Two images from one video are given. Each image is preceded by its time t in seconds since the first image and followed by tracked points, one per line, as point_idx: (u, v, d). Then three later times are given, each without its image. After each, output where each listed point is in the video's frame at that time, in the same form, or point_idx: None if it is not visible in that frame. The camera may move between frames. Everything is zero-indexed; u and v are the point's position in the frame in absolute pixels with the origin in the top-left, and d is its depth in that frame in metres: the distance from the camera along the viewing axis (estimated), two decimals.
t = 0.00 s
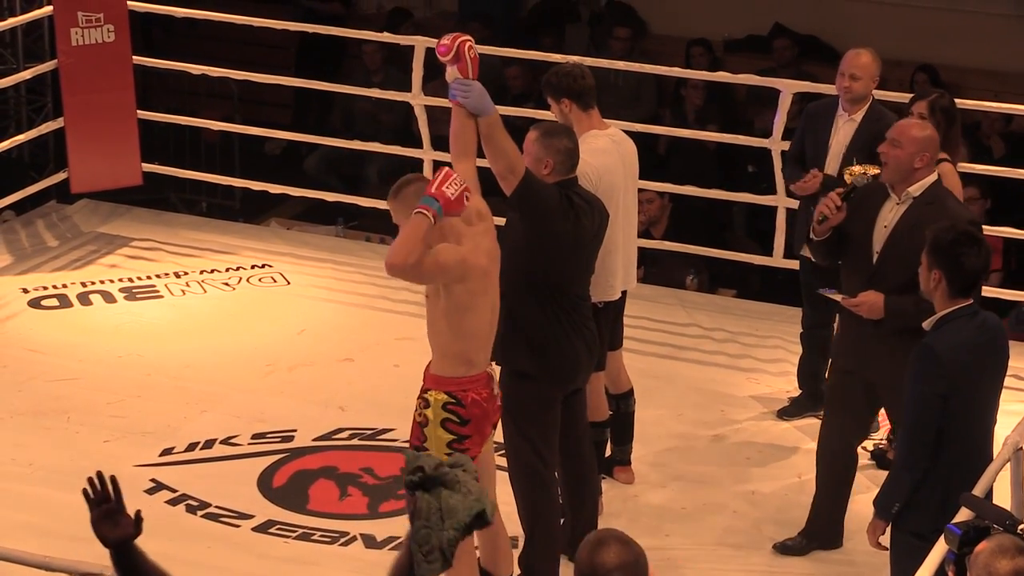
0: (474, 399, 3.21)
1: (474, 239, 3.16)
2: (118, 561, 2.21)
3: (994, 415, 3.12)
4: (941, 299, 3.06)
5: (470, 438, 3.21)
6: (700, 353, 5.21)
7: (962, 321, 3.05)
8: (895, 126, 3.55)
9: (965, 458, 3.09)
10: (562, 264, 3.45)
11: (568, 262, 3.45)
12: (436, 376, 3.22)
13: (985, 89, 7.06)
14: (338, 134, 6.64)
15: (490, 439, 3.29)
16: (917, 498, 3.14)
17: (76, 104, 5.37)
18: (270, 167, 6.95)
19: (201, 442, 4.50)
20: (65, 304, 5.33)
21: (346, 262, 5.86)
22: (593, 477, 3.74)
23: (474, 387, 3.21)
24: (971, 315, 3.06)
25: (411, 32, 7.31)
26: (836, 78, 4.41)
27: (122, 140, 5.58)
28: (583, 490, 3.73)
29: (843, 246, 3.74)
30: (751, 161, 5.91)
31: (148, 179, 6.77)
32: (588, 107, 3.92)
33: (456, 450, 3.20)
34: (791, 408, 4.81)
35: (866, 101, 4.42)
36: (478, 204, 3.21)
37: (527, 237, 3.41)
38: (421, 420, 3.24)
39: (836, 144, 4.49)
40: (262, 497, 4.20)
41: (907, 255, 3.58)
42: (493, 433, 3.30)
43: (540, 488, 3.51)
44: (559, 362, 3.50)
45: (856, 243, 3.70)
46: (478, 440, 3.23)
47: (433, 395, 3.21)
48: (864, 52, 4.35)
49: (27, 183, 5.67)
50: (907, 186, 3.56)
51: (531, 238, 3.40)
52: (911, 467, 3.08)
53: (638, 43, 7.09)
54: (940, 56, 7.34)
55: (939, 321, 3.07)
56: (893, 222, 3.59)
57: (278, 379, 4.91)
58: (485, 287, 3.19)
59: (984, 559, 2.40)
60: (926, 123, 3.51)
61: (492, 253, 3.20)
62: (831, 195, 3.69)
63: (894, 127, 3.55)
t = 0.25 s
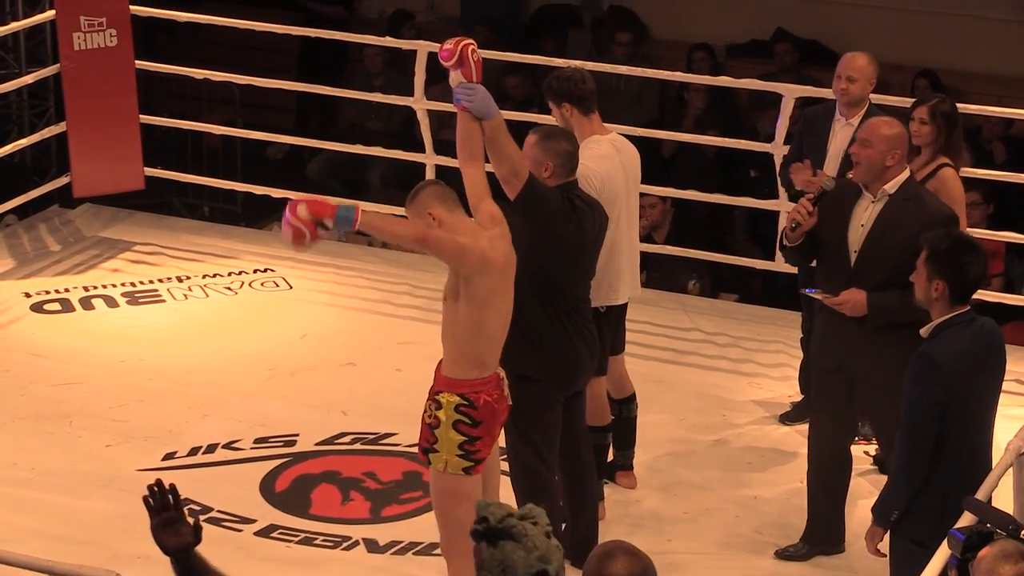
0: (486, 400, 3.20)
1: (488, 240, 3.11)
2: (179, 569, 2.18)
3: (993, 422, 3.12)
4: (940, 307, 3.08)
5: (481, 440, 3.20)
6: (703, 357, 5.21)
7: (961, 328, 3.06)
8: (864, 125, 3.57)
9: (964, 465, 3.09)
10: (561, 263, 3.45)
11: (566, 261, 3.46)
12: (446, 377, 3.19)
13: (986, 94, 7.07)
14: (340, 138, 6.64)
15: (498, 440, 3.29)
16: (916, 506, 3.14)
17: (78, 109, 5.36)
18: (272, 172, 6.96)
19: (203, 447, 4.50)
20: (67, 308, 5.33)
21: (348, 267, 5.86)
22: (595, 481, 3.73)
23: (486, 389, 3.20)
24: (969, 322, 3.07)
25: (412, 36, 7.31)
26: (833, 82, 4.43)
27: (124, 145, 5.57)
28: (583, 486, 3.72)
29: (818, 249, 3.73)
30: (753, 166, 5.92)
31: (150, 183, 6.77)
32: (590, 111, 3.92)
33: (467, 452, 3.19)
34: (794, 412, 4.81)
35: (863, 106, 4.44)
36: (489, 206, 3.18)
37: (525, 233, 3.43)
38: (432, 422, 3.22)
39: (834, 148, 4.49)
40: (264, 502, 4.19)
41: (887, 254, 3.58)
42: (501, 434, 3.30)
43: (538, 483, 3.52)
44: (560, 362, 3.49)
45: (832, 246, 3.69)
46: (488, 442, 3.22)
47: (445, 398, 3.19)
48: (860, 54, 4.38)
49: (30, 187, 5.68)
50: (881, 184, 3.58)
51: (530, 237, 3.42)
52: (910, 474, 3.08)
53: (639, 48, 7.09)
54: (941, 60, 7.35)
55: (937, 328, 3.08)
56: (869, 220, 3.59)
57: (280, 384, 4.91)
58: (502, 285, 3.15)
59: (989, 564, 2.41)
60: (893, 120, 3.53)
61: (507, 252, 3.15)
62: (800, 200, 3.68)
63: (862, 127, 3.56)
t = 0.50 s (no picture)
0: (485, 404, 3.20)
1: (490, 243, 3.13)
2: None
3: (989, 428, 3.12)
4: (934, 315, 3.08)
5: (480, 443, 3.20)
6: (704, 360, 5.21)
7: (955, 335, 3.06)
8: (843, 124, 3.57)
9: (962, 470, 3.09)
10: (562, 263, 3.45)
11: (567, 261, 3.45)
12: (446, 380, 3.19)
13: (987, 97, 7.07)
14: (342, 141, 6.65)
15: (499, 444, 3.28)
16: (914, 513, 3.14)
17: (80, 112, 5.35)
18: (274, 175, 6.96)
19: (205, 450, 4.50)
20: (69, 311, 5.33)
21: (349, 270, 5.86)
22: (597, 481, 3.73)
23: (486, 392, 3.20)
24: (963, 328, 3.08)
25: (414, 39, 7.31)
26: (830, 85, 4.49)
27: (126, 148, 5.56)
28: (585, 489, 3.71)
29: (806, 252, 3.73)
30: (755, 170, 5.91)
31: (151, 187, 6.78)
32: (591, 115, 3.93)
33: (466, 454, 3.19)
34: (795, 415, 4.81)
35: (860, 110, 4.48)
36: (496, 211, 3.21)
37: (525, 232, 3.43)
38: (431, 424, 3.22)
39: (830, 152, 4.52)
40: (265, 505, 4.19)
41: (874, 253, 3.58)
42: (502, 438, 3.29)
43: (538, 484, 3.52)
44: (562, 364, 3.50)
45: (818, 248, 3.69)
46: (488, 445, 3.22)
47: (444, 400, 3.20)
48: (855, 59, 4.44)
49: (31, 190, 5.68)
50: (866, 183, 3.58)
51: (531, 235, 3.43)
52: (908, 483, 3.07)
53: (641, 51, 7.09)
54: (942, 64, 7.35)
55: (931, 335, 3.08)
56: (856, 220, 3.59)
57: (282, 387, 4.91)
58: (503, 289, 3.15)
59: (990, 567, 2.41)
60: (873, 119, 3.53)
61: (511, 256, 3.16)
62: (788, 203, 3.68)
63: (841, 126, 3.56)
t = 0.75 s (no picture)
0: (475, 406, 3.15)
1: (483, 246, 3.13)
2: None
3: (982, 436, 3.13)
4: (922, 323, 3.09)
5: (470, 445, 3.15)
6: (704, 363, 5.20)
7: (944, 343, 3.07)
8: (827, 126, 3.59)
9: (957, 479, 3.09)
10: (562, 262, 3.44)
11: (567, 261, 3.45)
12: (438, 381, 3.16)
13: (987, 100, 7.06)
14: (342, 144, 6.64)
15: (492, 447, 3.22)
16: (909, 523, 3.15)
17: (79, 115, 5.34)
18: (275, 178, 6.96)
19: (205, 453, 4.50)
20: (69, 314, 5.33)
21: (349, 272, 5.86)
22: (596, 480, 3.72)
23: (477, 394, 3.15)
24: (953, 335, 3.08)
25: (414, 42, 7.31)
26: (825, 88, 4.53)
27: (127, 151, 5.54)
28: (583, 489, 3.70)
29: (796, 255, 3.73)
30: (755, 173, 5.91)
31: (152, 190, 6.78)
32: (592, 117, 3.91)
33: (455, 456, 3.14)
34: (795, 419, 4.80)
35: (854, 111, 4.52)
36: (490, 214, 3.21)
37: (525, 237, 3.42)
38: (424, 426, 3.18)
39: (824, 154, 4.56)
40: (265, 508, 4.19)
41: (864, 254, 3.59)
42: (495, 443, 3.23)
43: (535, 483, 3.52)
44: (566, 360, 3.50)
45: (809, 251, 3.69)
46: (478, 447, 3.16)
47: (435, 400, 3.16)
48: (851, 61, 4.48)
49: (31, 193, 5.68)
50: (851, 183, 3.59)
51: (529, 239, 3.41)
52: (903, 493, 3.08)
53: (641, 54, 7.09)
54: (943, 66, 7.35)
55: (921, 343, 3.09)
56: (844, 221, 3.60)
57: (282, 390, 4.91)
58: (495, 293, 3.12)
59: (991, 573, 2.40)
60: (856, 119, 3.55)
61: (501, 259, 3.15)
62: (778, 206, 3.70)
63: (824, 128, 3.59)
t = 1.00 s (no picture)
0: (486, 409, 3.17)
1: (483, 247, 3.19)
2: None
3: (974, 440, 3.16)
4: (912, 331, 3.12)
5: (482, 448, 3.16)
6: (704, 367, 5.20)
7: (934, 349, 3.09)
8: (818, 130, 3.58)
9: (951, 484, 3.12)
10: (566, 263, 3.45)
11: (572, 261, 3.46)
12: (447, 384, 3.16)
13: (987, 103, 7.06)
14: (342, 147, 6.64)
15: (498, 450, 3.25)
16: (904, 528, 3.18)
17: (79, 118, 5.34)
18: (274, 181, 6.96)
19: (205, 456, 4.50)
20: (70, 318, 5.33)
21: (349, 276, 5.86)
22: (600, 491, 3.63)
23: (487, 397, 3.17)
24: (943, 342, 3.11)
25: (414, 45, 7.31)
26: (820, 90, 4.53)
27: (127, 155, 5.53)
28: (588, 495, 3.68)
29: (794, 260, 3.74)
30: (755, 176, 5.91)
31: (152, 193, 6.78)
32: (593, 119, 3.90)
33: (467, 459, 3.15)
34: (795, 422, 4.80)
35: (850, 114, 4.53)
36: (472, 215, 3.22)
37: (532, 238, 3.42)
38: (432, 431, 3.18)
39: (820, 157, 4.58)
40: (265, 512, 4.19)
41: (861, 255, 3.60)
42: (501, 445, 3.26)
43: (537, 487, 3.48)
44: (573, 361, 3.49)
45: (808, 255, 3.69)
46: (489, 450, 3.18)
47: (445, 405, 3.16)
48: (846, 63, 4.48)
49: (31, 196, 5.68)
50: (845, 185, 3.60)
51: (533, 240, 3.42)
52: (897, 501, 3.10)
53: (641, 57, 7.09)
54: (943, 69, 7.34)
55: (911, 350, 3.12)
56: (840, 223, 3.61)
57: (282, 393, 4.91)
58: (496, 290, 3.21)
59: None
60: (848, 122, 3.56)
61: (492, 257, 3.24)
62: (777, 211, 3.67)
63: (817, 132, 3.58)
